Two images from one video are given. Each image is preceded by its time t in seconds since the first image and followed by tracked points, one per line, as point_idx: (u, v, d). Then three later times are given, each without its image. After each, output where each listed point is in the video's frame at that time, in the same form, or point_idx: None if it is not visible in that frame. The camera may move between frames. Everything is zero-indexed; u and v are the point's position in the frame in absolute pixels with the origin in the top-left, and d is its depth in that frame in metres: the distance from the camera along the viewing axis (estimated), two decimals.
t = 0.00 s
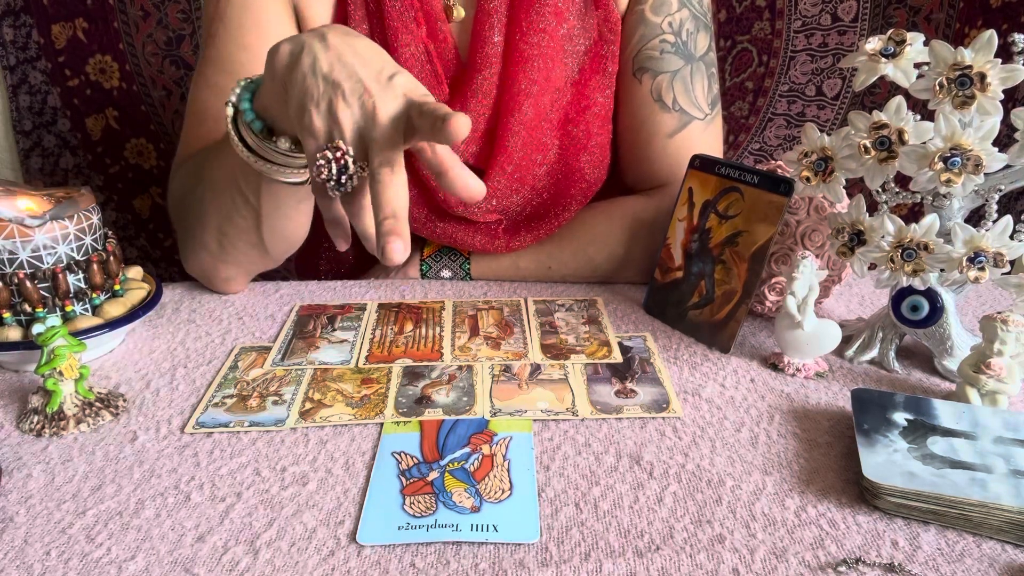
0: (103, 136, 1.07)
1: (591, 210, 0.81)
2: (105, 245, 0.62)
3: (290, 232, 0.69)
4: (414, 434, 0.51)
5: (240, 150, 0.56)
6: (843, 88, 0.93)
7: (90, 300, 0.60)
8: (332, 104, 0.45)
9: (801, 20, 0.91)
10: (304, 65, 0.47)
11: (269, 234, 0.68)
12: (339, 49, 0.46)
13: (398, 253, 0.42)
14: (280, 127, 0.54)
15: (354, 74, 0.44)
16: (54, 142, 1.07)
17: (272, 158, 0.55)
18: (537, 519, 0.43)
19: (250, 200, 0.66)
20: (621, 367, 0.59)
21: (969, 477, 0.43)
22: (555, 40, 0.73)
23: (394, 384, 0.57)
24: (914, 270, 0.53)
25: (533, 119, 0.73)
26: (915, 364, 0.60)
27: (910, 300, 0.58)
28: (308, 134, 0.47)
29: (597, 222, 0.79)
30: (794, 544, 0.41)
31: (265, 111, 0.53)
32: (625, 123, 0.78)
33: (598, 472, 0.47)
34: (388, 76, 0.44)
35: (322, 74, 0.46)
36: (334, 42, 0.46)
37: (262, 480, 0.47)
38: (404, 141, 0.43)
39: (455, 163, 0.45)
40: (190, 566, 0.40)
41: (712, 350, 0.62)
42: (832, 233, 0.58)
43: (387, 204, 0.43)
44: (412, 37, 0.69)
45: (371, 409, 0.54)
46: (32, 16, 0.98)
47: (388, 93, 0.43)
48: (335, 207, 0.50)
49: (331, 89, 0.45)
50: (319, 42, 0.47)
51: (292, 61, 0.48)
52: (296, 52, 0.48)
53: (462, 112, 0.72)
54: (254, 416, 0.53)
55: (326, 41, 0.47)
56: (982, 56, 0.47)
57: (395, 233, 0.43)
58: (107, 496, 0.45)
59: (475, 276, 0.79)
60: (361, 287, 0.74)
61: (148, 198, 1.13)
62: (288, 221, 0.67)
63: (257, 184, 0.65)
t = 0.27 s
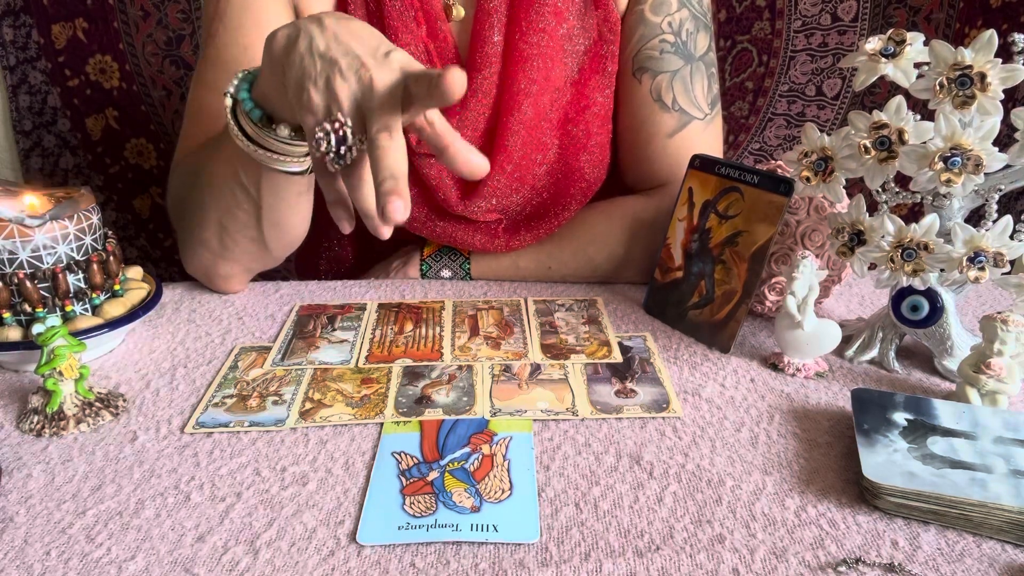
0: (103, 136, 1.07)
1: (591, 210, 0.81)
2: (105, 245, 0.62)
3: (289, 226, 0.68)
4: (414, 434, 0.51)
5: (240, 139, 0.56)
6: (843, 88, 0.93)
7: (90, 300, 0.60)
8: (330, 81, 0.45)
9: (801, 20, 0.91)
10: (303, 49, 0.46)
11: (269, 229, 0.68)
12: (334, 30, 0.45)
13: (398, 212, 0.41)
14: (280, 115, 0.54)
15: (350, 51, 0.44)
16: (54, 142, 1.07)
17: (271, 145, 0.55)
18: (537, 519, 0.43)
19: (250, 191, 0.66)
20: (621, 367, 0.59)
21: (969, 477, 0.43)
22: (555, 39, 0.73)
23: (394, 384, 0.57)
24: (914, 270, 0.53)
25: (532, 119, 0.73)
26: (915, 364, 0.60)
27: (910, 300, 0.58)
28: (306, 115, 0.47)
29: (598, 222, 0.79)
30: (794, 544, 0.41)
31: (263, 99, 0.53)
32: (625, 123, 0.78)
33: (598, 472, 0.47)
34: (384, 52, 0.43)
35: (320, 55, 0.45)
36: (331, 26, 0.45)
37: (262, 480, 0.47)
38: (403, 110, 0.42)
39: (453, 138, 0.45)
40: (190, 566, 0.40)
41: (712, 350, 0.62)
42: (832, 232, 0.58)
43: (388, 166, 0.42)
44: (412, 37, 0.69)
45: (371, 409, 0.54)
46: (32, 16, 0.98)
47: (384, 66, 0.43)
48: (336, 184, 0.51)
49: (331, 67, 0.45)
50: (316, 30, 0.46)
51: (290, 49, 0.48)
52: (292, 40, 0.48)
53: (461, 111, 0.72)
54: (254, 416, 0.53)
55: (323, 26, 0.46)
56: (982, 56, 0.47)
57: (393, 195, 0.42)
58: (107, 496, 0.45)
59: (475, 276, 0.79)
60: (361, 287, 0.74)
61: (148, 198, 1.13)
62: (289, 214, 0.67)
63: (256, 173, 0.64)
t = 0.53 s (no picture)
0: (103, 136, 1.07)
1: (591, 210, 0.81)
2: (104, 245, 0.62)
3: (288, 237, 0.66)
4: (414, 435, 0.51)
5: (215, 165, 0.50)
6: (843, 88, 0.93)
7: (89, 300, 0.60)
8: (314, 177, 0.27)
9: (801, 20, 0.91)
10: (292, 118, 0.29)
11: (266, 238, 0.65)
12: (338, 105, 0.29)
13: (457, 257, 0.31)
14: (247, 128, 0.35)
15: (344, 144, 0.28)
16: (54, 142, 1.07)
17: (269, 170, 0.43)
18: (537, 518, 0.43)
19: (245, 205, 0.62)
20: (621, 367, 0.59)
21: (968, 477, 0.43)
22: (555, 39, 0.73)
23: (394, 384, 0.57)
24: (914, 270, 0.53)
25: (533, 117, 0.73)
26: (916, 364, 0.60)
27: (910, 300, 0.58)
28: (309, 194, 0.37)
29: (597, 222, 0.79)
30: (794, 544, 0.41)
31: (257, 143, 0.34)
32: (625, 122, 0.78)
33: (598, 472, 0.47)
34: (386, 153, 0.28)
35: (311, 144, 0.28)
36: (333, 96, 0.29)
37: (263, 480, 0.47)
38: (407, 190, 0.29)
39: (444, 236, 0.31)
40: (190, 566, 0.40)
41: (712, 350, 0.62)
42: (832, 232, 0.58)
43: (378, 314, 0.31)
44: (413, 35, 0.69)
45: (372, 409, 0.54)
46: (32, 16, 0.98)
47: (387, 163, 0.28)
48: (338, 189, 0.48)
49: (319, 163, 0.27)
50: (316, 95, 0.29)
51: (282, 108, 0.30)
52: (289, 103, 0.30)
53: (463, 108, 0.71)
54: (254, 416, 0.53)
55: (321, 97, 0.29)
56: (982, 56, 0.47)
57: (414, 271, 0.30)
58: (107, 496, 0.45)
59: (475, 276, 0.78)
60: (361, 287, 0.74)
61: (148, 198, 1.13)
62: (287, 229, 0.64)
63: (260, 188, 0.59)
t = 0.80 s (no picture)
0: (103, 136, 1.07)
1: (591, 209, 0.81)
2: (104, 245, 0.62)
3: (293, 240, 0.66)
4: (414, 435, 0.51)
5: (223, 164, 0.49)
6: (843, 88, 0.93)
7: (89, 300, 0.60)
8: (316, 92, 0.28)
9: (801, 20, 0.91)
10: (287, 66, 0.30)
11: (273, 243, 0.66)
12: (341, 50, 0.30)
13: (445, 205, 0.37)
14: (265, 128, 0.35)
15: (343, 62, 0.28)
16: (54, 142, 1.07)
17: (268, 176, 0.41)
18: (537, 518, 0.43)
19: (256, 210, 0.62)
20: (621, 367, 0.59)
21: (969, 477, 0.43)
22: (562, 32, 0.72)
23: (394, 384, 0.57)
24: (914, 270, 0.53)
25: (539, 109, 0.71)
26: (915, 363, 0.60)
27: (910, 300, 0.58)
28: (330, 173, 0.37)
29: (597, 222, 0.79)
30: (794, 544, 0.41)
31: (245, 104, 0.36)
32: (627, 120, 0.79)
33: (598, 472, 0.47)
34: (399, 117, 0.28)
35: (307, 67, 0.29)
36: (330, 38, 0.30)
37: (262, 480, 0.47)
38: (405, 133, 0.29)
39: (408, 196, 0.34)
40: (190, 566, 0.40)
41: (712, 350, 0.62)
42: (831, 232, 0.58)
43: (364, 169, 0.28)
44: (416, 23, 0.69)
45: (371, 409, 0.54)
46: (32, 16, 0.99)
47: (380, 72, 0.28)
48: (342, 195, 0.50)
49: (317, 80, 0.28)
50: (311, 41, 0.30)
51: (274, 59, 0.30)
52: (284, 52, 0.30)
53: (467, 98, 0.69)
54: (254, 416, 0.53)
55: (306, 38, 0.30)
56: (983, 56, 0.47)
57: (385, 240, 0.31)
58: (107, 496, 0.45)
59: (475, 275, 0.79)
60: (361, 287, 0.74)
61: (148, 198, 1.13)
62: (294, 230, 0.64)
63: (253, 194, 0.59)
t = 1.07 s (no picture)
0: (103, 137, 1.07)
1: (591, 210, 0.81)
2: (105, 245, 0.62)
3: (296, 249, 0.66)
4: (414, 435, 0.51)
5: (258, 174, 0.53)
6: (843, 88, 0.93)
7: (90, 300, 0.60)
8: (370, 169, 0.45)
9: (801, 20, 0.91)
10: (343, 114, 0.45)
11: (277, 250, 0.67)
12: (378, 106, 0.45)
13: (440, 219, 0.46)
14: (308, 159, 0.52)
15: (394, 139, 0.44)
16: (54, 142, 1.07)
17: (303, 192, 0.53)
18: (537, 519, 0.43)
19: (262, 218, 0.64)
20: (621, 367, 0.59)
21: (969, 477, 0.43)
22: (561, 32, 0.73)
23: (394, 384, 0.57)
24: (914, 270, 0.53)
25: (538, 111, 0.73)
26: (915, 364, 0.60)
27: (910, 300, 0.58)
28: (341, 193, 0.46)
29: (597, 222, 0.79)
30: (794, 544, 0.41)
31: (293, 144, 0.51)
32: (626, 119, 0.79)
33: (598, 472, 0.47)
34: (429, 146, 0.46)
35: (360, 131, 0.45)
36: (373, 93, 0.46)
37: (263, 480, 0.47)
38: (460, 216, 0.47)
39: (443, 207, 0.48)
40: (190, 566, 0.40)
41: (712, 350, 0.62)
42: (831, 233, 0.58)
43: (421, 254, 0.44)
44: (414, 26, 0.69)
45: (372, 409, 0.54)
46: (32, 16, 0.98)
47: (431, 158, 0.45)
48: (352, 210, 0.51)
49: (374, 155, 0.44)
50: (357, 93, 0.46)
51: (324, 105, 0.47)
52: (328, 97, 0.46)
53: (465, 100, 0.71)
54: (254, 416, 0.53)
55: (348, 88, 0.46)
56: (982, 56, 0.47)
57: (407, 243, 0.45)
58: (107, 496, 0.45)
59: (475, 276, 0.78)
60: (361, 287, 0.74)
61: (148, 198, 1.13)
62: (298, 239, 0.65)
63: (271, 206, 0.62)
